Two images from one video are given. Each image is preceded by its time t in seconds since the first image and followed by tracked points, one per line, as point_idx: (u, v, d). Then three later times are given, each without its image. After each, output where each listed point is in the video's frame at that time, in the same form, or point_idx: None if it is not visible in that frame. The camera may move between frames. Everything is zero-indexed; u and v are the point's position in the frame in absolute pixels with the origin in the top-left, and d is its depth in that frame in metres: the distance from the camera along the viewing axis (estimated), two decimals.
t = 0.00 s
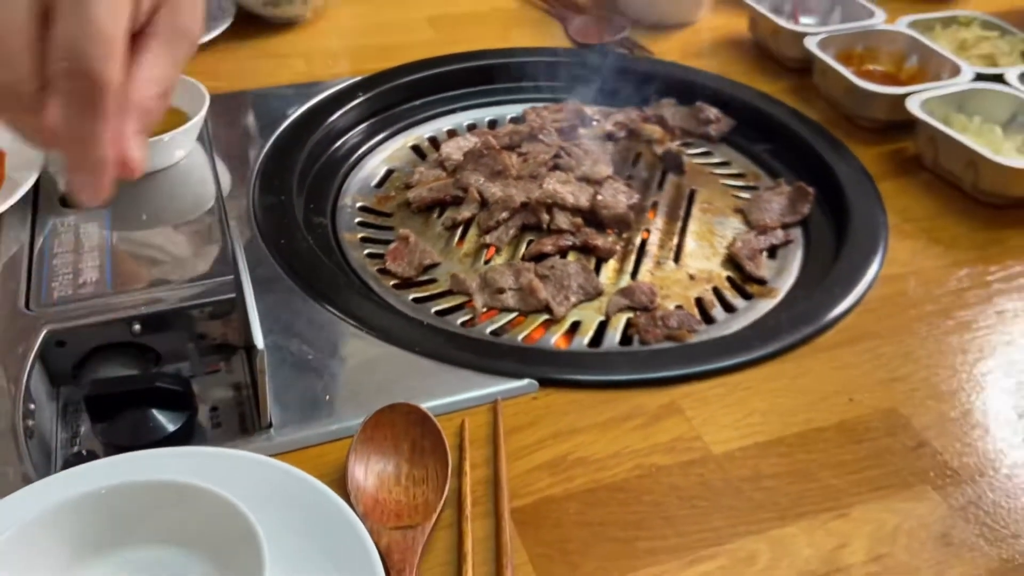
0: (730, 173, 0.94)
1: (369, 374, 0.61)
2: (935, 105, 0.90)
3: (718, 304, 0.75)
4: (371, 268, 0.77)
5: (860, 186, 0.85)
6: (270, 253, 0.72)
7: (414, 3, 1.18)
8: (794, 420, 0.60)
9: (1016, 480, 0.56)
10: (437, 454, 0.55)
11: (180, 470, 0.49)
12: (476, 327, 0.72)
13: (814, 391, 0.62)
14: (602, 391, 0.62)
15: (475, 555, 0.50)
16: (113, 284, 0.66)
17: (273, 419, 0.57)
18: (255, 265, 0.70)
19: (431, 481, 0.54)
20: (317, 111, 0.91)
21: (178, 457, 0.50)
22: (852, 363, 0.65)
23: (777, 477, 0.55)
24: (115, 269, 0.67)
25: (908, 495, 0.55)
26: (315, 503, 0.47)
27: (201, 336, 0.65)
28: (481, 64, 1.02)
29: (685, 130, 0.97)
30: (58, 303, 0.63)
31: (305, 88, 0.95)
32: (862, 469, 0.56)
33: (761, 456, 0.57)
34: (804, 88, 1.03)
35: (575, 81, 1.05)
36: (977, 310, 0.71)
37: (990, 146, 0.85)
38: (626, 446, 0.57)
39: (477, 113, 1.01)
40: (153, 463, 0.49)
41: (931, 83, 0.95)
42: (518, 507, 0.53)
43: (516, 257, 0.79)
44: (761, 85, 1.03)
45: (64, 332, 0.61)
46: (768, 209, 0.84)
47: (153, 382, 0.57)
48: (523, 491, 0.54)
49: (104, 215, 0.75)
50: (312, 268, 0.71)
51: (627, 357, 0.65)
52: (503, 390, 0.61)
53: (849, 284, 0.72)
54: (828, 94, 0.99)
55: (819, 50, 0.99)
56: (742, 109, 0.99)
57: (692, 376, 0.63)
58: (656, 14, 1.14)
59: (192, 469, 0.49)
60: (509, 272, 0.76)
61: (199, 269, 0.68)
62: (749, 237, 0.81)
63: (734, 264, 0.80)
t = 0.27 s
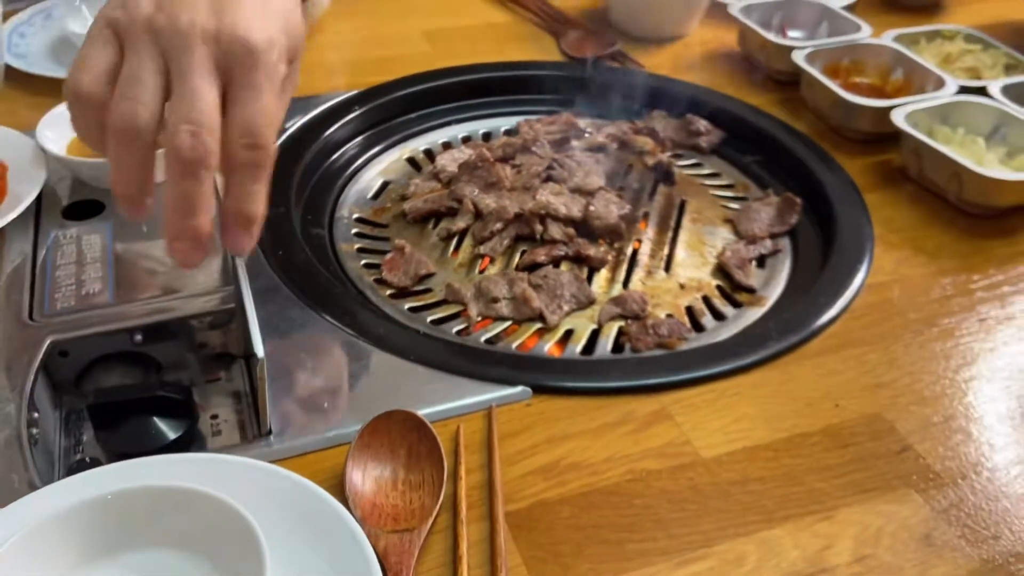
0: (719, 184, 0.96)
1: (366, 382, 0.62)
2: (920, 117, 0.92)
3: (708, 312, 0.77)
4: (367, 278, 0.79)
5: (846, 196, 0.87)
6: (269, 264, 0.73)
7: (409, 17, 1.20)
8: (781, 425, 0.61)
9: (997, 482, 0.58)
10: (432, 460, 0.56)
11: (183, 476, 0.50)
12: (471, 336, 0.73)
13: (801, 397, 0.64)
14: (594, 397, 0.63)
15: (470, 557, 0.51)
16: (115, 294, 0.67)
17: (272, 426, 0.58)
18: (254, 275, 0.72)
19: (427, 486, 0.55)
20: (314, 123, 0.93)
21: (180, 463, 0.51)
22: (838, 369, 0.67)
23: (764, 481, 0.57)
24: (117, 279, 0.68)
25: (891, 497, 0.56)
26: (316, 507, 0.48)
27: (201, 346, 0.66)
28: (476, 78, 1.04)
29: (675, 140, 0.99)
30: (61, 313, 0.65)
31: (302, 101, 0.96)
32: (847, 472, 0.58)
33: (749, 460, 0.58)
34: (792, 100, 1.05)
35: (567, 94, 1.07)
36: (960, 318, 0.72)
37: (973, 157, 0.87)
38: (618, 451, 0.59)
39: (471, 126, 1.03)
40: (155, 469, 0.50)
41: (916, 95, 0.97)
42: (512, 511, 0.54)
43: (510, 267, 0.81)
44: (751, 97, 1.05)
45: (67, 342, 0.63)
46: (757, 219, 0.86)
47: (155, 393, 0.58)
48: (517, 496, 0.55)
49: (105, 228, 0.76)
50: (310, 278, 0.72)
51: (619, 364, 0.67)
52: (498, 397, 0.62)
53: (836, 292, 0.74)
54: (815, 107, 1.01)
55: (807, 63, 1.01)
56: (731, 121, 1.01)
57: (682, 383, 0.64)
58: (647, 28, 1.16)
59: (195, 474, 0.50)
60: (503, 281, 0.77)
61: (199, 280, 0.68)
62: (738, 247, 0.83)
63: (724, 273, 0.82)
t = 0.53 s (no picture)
0: (714, 193, 0.96)
1: (364, 391, 0.63)
2: (913, 126, 0.93)
3: (703, 320, 0.77)
4: (364, 287, 0.79)
5: (840, 204, 0.87)
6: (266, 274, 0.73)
7: (406, 29, 1.21)
8: (776, 433, 0.62)
9: (991, 488, 0.58)
10: (430, 467, 0.57)
11: (178, 485, 0.50)
12: (468, 345, 0.73)
13: (796, 405, 0.64)
14: (590, 405, 0.63)
15: (468, 565, 0.51)
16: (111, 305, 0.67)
17: (270, 435, 0.59)
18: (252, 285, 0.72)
19: (424, 493, 0.55)
20: (311, 133, 0.93)
21: (176, 472, 0.51)
22: (833, 377, 0.67)
23: (759, 488, 0.57)
24: (115, 290, 0.69)
25: (886, 503, 0.56)
26: (313, 515, 0.48)
27: (198, 356, 0.67)
28: (472, 88, 1.05)
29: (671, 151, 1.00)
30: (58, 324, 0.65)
31: (300, 112, 0.97)
32: (842, 479, 0.58)
33: (744, 468, 0.59)
34: (786, 111, 1.06)
35: (564, 104, 1.08)
36: (954, 325, 0.73)
37: (966, 166, 0.88)
38: (614, 459, 0.59)
39: (468, 136, 1.04)
40: (151, 478, 0.50)
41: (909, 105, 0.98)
42: (509, 518, 0.54)
43: (506, 276, 0.81)
44: (745, 107, 1.06)
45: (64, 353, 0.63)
46: (752, 228, 0.87)
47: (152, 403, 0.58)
48: (514, 504, 0.56)
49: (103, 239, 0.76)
50: (307, 287, 0.73)
51: (615, 372, 0.67)
52: (494, 406, 0.62)
53: (830, 300, 0.74)
54: (809, 117, 1.02)
55: (801, 73, 1.02)
56: (725, 131, 1.02)
57: (678, 390, 0.65)
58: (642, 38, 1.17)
59: (193, 482, 0.50)
60: (500, 290, 0.77)
61: (195, 291, 0.67)
62: (733, 256, 0.84)
63: (719, 282, 0.82)
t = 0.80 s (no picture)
0: (708, 201, 0.96)
1: (357, 399, 0.62)
2: (906, 134, 0.93)
3: (698, 328, 0.77)
4: (358, 295, 0.79)
5: (834, 212, 0.87)
6: (259, 284, 0.73)
7: (401, 38, 1.21)
8: (771, 441, 0.61)
9: (986, 496, 0.58)
10: (422, 477, 0.56)
11: (167, 497, 0.50)
12: (462, 354, 0.73)
13: (790, 413, 0.64)
14: (584, 414, 0.63)
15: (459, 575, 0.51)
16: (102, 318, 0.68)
17: (262, 445, 0.58)
18: (245, 294, 0.72)
19: (416, 504, 0.55)
20: (305, 142, 0.93)
21: (165, 484, 0.51)
22: (827, 385, 0.67)
23: (754, 497, 0.57)
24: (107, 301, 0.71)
25: (880, 512, 0.56)
26: (301, 524, 0.48)
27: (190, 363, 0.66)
28: (466, 97, 1.05)
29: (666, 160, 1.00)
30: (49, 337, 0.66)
31: (294, 121, 0.97)
32: (836, 488, 0.58)
33: (738, 477, 0.58)
34: (780, 119, 1.06)
35: (559, 112, 1.08)
36: (948, 333, 0.73)
37: (959, 173, 0.88)
38: (608, 468, 0.59)
39: (462, 144, 1.04)
40: (140, 490, 0.50)
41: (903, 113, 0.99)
42: (502, 528, 0.54)
43: (500, 284, 0.81)
44: (740, 115, 1.06)
45: (54, 367, 0.64)
46: (746, 236, 0.87)
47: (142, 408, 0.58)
48: (507, 513, 0.55)
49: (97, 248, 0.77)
50: (301, 296, 0.72)
51: (610, 380, 0.67)
52: (487, 414, 0.62)
53: (824, 307, 0.74)
54: (803, 125, 1.02)
55: (795, 81, 1.03)
56: (719, 139, 1.02)
57: (672, 399, 0.65)
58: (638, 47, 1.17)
59: (182, 493, 0.50)
60: (493, 299, 0.77)
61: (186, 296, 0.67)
62: (727, 263, 0.84)
63: (713, 289, 0.82)
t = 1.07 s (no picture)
0: (705, 208, 0.97)
1: (353, 407, 0.62)
2: (902, 141, 0.94)
3: (694, 335, 0.77)
4: (354, 303, 0.79)
5: (831, 219, 0.87)
6: (255, 292, 0.73)
7: (399, 45, 1.21)
8: (767, 448, 0.61)
9: (982, 503, 0.58)
10: (418, 485, 0.56)
11: (159, 505, 0.49)
12: (457, 361, 0.73)
13: (786, 420, 0.64)
14: (579, 421, 0.63)
15: None
16: (99, 324, 0.69)
17: (256, 453, 0.58)
18: (240, 302, 0.72)
19: (412, 512, 0.55)
20: (301, 150, 0.93)
21: (157, 492, 0.50)
22: (823, 392, 0.67)
23: (749, 504, 0.57)
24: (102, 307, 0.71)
25: (877, 519, 0.56)
26: (297, 533, 0.48)
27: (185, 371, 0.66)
28: (463, 104, 1.05)
29: (662, 166, 1.00)
30: (46, 342, 0.67)
31: (291, 129, 0.97)
32: (833, 495, 0.58)
33: (734, 484, 0.58)
34: (776, 126, 1.06)
35: (555, 119, 1.08)
36: (944, 340, 0.73)
37: (955, 180, 0.88)
38: (604, 475, 0.59)
39: (459, 151, 1.04)
40: (131, 499, 0.49)
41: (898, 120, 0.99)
42: (498, 537, 0.54)
43: (497, 292, 0.81)
44: (736, 122, 1.07)
45: (49, 375, 0.64)
46: (743, 242, 0.87)
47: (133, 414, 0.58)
48: (502, 521, 0.55)
49: (92, 255, 0.78)
50: (297, 304, 0.72)
51: (605, 387, 0.66)
52: (482, 422, 0.62)
53: (821, 314, 0.74)
54: (799, 132, 1.02)
55: (790, 89, 1.03)
56: (715, 147, 1.02)
57: (668, 406, 0.64)
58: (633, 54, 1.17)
59: (175, 501, 0.49)
60: (489, 306, 0.77)
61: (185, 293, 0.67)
62: (724, 270, 0.84)
63: (710, 296, 0.82)
